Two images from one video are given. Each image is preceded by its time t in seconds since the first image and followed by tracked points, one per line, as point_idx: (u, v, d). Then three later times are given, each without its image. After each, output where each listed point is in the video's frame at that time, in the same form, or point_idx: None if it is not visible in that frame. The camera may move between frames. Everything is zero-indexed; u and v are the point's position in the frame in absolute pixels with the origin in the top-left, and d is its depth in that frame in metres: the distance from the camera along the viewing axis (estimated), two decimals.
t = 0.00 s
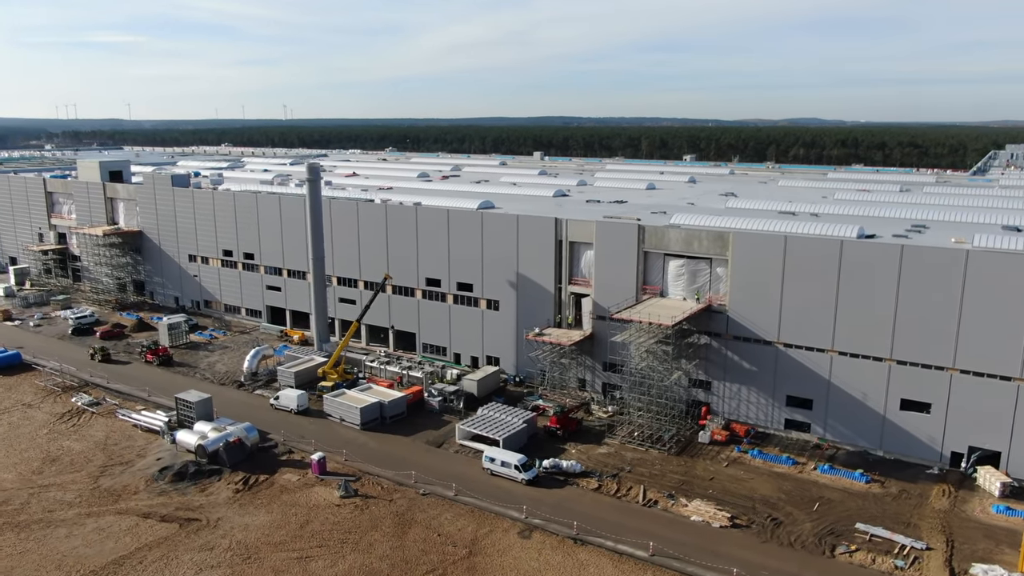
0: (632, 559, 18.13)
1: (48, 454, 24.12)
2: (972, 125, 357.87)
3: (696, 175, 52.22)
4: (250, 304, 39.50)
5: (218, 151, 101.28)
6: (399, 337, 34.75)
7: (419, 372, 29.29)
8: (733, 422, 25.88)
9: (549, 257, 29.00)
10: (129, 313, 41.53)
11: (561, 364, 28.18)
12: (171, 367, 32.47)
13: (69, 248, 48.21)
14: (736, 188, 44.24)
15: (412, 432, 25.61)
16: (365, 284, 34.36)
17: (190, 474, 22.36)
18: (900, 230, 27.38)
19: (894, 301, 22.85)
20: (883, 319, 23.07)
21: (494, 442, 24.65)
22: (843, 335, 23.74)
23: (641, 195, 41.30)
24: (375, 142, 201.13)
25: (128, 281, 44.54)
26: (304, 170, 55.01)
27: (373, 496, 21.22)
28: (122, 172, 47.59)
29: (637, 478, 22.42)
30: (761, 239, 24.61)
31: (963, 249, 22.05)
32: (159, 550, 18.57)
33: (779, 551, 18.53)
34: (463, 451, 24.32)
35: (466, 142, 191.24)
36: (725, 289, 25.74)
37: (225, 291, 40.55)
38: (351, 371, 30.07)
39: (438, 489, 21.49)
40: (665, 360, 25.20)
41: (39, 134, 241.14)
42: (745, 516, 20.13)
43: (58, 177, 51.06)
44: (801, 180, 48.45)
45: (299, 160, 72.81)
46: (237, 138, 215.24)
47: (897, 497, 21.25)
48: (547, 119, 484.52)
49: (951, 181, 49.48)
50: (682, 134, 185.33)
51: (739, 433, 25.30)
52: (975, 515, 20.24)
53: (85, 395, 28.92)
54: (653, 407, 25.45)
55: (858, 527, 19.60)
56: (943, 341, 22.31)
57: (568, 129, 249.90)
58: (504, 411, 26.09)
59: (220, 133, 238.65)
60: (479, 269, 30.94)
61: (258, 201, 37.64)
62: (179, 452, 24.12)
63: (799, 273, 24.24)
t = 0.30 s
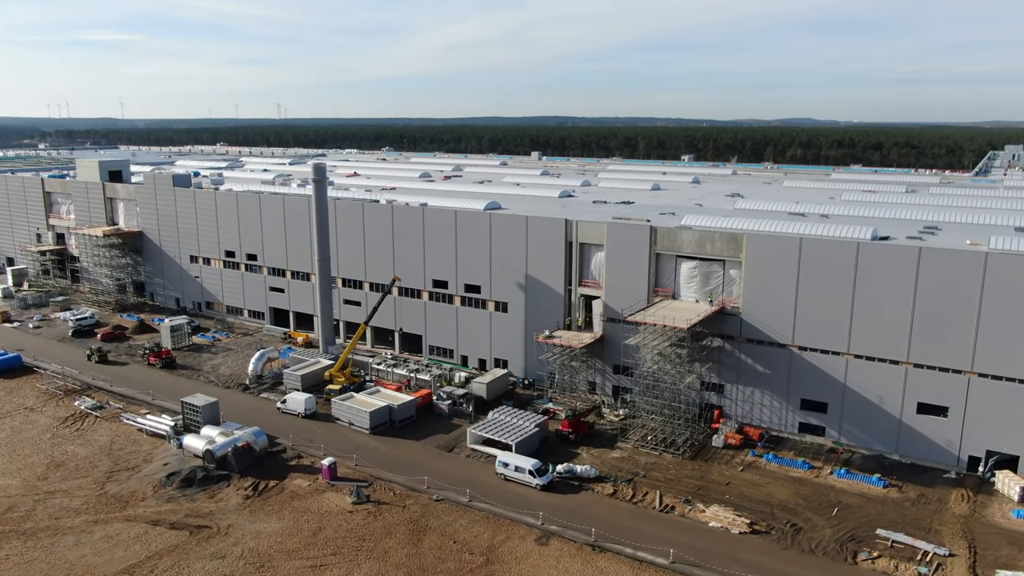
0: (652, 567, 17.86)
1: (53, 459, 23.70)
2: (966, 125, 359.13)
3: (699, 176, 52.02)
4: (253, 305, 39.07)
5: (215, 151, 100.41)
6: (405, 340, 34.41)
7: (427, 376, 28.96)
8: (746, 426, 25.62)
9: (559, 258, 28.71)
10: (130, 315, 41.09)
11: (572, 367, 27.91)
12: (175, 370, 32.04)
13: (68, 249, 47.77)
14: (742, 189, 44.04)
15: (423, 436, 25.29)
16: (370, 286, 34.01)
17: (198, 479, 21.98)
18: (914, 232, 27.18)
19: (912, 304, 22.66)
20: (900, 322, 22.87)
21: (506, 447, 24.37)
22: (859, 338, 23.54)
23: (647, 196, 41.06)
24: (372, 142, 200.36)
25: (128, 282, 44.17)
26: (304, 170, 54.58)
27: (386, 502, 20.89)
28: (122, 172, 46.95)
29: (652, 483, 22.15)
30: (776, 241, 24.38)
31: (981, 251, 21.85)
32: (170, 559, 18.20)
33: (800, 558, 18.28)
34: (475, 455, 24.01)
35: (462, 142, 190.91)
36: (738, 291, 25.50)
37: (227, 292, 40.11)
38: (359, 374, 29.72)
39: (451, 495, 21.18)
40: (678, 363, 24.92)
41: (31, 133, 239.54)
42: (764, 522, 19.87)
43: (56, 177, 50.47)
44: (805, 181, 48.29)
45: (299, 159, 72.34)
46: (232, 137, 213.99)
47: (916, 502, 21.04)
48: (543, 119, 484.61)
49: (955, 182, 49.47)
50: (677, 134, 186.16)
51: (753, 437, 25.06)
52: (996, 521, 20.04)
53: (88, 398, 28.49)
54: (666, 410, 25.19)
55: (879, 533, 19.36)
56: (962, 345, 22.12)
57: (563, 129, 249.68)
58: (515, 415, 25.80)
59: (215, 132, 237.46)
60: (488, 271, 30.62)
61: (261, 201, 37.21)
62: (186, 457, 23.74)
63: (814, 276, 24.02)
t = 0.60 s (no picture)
0: None
1: (59, 465, 23.24)
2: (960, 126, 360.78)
3: (704, 176, 51.79)
4: (257, 307, 38.60)
5: (212, 151, 99.79)
6: (412, 342, 34.01)
7: (437, 379, 28.59)
8: (762, 430, 25.34)
9: (571, 260, 28.37)
10: (132, 318, 40.55)
11: (584, 371, 27.58)
12: (180, 374, 31.57)
13: (67, 250, 47.13)
14: (748, 190, 43.83)
15: (435, 441, 24.92)
16: (378, 288, 33.61)
17: (209, 486, 21.54)
18: (930, 234, 26.94)
19: (932, 307, 22.40)
20: (920, 325, 22.61)
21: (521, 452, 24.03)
22: (878, 341, 23.27)
23: (654, 196, 40.82)
24: (369, 142, 199.61)
25: (128, 284, 43.54)
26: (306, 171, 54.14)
27: (402, 509, 20.51)
28: (122, 172, 46.46)
29: (671, 489, 21.83)
30: (793, 243, 24.09)
31: (1004, 254, 21.60)
32: (184, 569, 17.78)
33: (827, 566, 17.99)
34: (490, 460, 23.67)
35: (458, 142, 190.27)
36: (754, 294, 25.20)
37: (231, 294, 39.63)
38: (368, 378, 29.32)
39: (469, 502, 20.82)
40: (694, 366, 24.62)
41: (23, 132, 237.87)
42: (788, 528, 19.58)
43: (55, 177, 49.93)
44: (810, 182, 48.13)
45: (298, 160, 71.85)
46: (228, 138, 212.93)
47: (939, 508, 20.79)
48: (539, 119, 484.39)
49: (962, 182, 49.38)
50: (675, 134, 186.20)
51: (770, 441, 24.78)
52: (1021, 526, 19.79)
53: (93, 403, 28.00)
54: (682, 414, 24.89)
55: (905, 540, 19.09)
56: (984, 348, 21.87)
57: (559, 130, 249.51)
58: (529, 420, 25.46)
59: (211, 132, 236.26)
60: (498, 273, 30.24)
61: (266, 202, 36.76)
62: (196, 463, 23.30)
63: (832, 279, 23.75)
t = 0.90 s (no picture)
0: None
1: (68, 473, 22.78)
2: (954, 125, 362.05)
3: (710, 176, 51.53)
4: (263, 310, 38.10)
5: (210, 151, 99.10)
6: (421, 345, 33.61)
7: (450, 383, 28.20)
8: (781, 434, 25.03)
9: (585, 262, 28.01)
10: (135, 320, 40.02)
11: (599, 374, 27.24)
12: (186, 378, 31.09)
13: (67, 252, 46.54)
14: (756, 190, 43.58)
15: (450, 447, 24.55)
16: (386, 290, 33.20)
17: (223, 494, 21.11)
18: (948, 236, 26.69)
19: (956, 309, 22.14)
20: (943, 328, 22.35)
21: (538, 458, 23.67)
22: (900, 344, 23.00)
23: (663, 197, 40.53)
24: (365, 142, 198.92)
25: (130, 286, 42.97)
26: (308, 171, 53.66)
27: (421, 517, 20.12)
28: (123, 173, 45.81)
29: (693, 495, 21.50)
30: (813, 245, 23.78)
31: None
32: None
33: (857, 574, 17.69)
34: (507, 466, 23.31)
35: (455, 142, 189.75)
36: (773, 297, 24.89)
37: (235, 296, 39.14)
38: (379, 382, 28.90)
39: (488, 509, 20.45)
40: (713, 370, 24.30)
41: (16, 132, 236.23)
42: (815, 536, 19.28)
43: (54, 178, 49.32)
44: (817, 182, 47.92)
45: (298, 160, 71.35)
46: (223, 137, 211.93)
47: (966, 513, 20.52)
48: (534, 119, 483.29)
49: (970, 182, 49.14)
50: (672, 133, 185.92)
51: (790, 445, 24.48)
52: None
53: (99, 408, 27.51)
54: (700, 419, 24.57)
55: (934, 547, 18.81)
56: (1009, 351, 21.61)
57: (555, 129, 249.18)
58: (545, 424, 25.10)
59: (206, 132, 235.29)
60: (510, 275, 29.85)
61: (271, 203, 36.27)
62: (208, 470, 22.87)
63: (853, 282, 23.46)
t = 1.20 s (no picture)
0: None
1: (78, 481, 22.30)
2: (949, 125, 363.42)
3: (716, 176, 51.29)
4: (269, 313, 37.62)
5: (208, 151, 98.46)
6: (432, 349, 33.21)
7: (463, 387, 27.80)
8: (802, 439, 24.71)
9: (601, 264, 27.65)
10: (138, 324, 39.48)
11: (616, 378, 26.88)
12: (194, 382, 30.59)
13: (68, 254, 45.94)
14: (765, 190, 43.38)
15: (467, 453, 24.15)
16: (396, 293, 32.79)
17: (238, 503, 20.68)
18: (968, 237, 26.41)
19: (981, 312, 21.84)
20: (968, 331, 22.06)
21: (558, 463, 23.31)
22: (924, 348, 22.71)
23: (672, 197, 40.27)
24: (361, 142, 198.25)
25: (133, 289, 42.42)
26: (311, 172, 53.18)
27: (442, 526, 19.71)
28: (125, 174, 45.16)
29: (717, 502, 21.15)
30: (836, 248, 23.46)
31: None
32: None
33: None
34: (526, 473, 22.92)
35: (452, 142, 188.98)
36: (794, 299, 24.57)
37: (240, 299, 38.65)
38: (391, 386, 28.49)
39: (511, 518, 20.06)
40: (734, 374, 23.96)
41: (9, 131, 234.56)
42: (844, 543, 18.95)
43: (54, 179, 48.68)
44: (825, 182, 47.73)
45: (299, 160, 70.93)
46: (218, 137, 210.79)
47: (995, 520, 20.22)
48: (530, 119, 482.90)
49: (978, 182, 48.99)
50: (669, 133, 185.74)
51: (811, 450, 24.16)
52: None
53: (107, 414, 27.02)
54: (720, 423, 24.24)
55: (966, 554, 18.50)
56: None
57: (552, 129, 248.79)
58: (563, 430, 24.72)
59: (201, 131, 234.27)
60: (523, 277, 29.47)
61: (278, 205, 35.79)
62: (221, 478, 22.41)
63: (876, 284, 23.15)
